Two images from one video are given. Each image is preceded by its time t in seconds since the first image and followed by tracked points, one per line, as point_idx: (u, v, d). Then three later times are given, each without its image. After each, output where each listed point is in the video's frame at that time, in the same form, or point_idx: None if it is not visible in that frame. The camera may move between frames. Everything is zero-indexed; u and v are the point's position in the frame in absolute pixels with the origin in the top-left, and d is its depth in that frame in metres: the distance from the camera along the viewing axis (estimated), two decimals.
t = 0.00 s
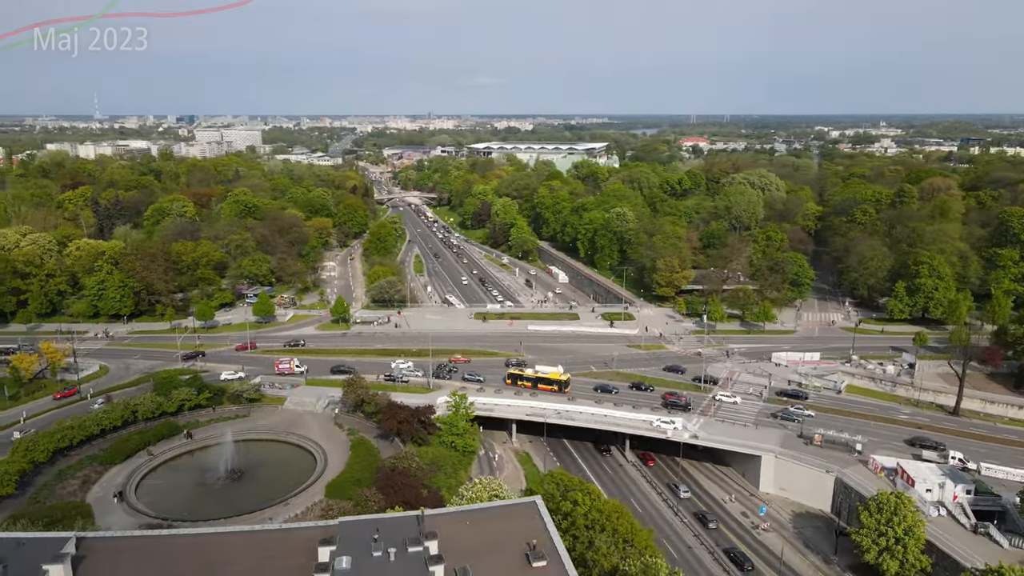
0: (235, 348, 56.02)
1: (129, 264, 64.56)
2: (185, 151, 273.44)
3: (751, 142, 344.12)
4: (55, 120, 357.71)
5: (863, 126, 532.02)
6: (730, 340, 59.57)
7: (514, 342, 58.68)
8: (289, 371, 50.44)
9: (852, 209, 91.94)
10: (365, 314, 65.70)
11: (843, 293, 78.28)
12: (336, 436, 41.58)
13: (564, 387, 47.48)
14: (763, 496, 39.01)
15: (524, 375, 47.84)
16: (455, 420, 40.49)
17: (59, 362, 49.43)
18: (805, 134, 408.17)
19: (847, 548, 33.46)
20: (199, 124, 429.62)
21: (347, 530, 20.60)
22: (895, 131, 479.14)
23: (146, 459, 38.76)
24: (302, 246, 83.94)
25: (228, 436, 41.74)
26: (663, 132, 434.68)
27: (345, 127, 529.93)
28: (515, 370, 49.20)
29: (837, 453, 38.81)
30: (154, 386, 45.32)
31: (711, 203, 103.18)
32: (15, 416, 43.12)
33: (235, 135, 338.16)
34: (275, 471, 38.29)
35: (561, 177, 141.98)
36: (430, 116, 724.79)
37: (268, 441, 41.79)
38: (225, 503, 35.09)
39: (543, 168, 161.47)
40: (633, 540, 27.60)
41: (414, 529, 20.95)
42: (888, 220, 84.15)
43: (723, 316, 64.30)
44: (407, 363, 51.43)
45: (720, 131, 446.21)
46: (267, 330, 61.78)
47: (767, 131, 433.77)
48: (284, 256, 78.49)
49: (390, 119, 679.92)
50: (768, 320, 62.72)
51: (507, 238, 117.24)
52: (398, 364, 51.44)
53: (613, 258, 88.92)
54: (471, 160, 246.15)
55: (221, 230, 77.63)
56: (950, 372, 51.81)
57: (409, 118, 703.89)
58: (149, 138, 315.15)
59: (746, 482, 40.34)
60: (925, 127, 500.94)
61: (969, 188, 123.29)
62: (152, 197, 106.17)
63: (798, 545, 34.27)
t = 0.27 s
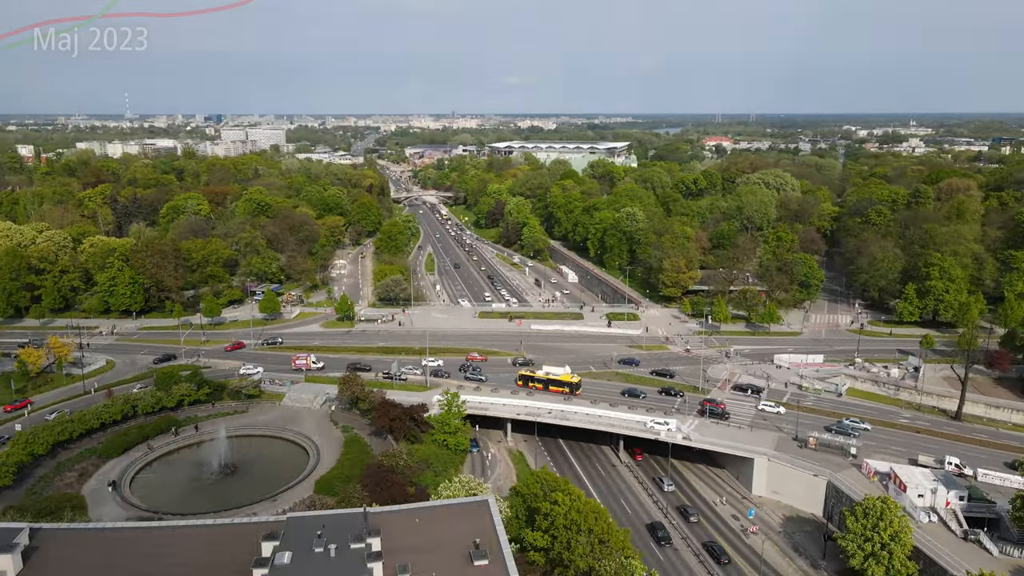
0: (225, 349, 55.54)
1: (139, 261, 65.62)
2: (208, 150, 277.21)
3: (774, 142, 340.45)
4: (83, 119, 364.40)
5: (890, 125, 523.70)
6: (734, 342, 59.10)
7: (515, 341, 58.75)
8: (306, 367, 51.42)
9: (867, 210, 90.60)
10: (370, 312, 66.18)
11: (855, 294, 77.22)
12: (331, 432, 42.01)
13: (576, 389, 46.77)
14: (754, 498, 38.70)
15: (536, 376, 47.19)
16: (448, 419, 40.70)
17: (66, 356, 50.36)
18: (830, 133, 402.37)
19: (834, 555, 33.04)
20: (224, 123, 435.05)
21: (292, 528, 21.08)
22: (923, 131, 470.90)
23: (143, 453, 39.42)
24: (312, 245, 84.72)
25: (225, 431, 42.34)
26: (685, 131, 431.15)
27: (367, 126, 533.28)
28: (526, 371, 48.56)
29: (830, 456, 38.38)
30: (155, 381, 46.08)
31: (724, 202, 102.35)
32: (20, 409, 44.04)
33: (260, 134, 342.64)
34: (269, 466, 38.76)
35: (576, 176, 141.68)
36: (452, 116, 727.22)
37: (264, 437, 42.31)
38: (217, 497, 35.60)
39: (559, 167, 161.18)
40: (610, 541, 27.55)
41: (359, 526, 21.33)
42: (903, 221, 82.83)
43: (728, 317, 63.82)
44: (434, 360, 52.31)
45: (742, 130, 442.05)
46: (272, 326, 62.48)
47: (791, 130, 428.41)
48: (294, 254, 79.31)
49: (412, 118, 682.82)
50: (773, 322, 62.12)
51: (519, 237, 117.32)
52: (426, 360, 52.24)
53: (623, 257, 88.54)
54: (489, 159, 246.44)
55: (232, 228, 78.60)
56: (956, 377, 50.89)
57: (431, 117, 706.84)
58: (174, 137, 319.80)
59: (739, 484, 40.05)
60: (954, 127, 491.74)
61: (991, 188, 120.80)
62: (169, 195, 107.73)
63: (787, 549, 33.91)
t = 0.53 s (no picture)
0: (224, 349, 55.31)
1: (149, 258, 66.51)
2: (229, 149, 280.26)
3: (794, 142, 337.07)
4: (108, 118, 370.13)
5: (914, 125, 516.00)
6: (738, 343, 58.63)
7: (516, 341, 58.78)
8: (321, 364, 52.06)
9: (881, 210, 89.39)
10: (375, 311, 66.54)
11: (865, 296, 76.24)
12: (326, 430, 42.29)
13: (593, 393, 46.25)
14: (748, 501, 38.37)
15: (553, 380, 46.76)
16: (442, 417, 40.83)
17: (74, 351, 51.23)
18: (853, 133, 397.38)
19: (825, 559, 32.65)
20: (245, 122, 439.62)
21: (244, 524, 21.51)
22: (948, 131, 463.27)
23: (142, 448, 39.97)
24: (322, 243, 85.37)
25: (224, 427, 42.79)
26: (705, 130, 428.05)
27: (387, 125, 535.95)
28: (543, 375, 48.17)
29: (826, 460, 37.92)
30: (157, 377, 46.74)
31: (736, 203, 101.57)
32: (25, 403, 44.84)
33: (282, 133, 346.08)
34: (264, 463, 39.09)
35: (589, 176, 141.37)
36: (473, 115, 729.32)
37: (262, 433, 42.69)
38: (210, 493, 35.96)
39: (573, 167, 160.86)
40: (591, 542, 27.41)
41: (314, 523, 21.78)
42: (916, 222, 81.65)
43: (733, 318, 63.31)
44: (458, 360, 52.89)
45: (763, 130, 438.09)
46: (277, 324, 63.06)
47: (813, 130, 423.65)
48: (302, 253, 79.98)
49: (433, 117, 684.96)
50: (778, 323, 61.53)
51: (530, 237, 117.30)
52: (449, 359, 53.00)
53: (632, 258, 88.18)
54: (506, 159, 246.59)
55: (242, 226, 79.39)
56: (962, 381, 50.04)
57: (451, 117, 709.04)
58: (196, 137, 323.92)
59: (733, 487, 39.73)
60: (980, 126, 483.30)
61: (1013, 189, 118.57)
62: (184, 193, 109.11)
63: (778, 553, 33.54)
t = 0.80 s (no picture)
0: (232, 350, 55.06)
1: (157, 256, 67.30)
2: (246, 148, 282.54)
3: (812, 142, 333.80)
4: (128, 117, 374.59)
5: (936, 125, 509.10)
6: (740, 344, 58.25)
7: (518, 341, 58.81)
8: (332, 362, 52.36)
9: (893, 211, 88.28)
10: (379, 310, 66.87)
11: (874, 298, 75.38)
12: (323, 427, 42.61)
13: (613, 398, 45.49)
14: (741, 504, 38.17)
15: (572, 385, 46.00)
16: (436, 416, 40.97)
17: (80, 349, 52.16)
18: (872, 133, 392.92)
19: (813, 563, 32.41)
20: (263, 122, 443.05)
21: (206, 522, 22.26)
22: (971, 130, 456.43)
23: (141, 444, 40.46)
24: (329, 242, 85.91)
25: (223, 424, 43.22)
26: (722, 130, 425.22)
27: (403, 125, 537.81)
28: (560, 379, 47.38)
29: (820, 463, 37.58)
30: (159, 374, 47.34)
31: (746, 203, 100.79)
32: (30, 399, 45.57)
33: (299, 133, 348.55)
34: (260, 460, 39.41)
35: (601, 176, 140.95)
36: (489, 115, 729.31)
37: (260, 431, 43.07)
38: (205, 489, 36.34)
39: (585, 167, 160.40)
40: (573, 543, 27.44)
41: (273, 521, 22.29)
42: (928, 223, 80.59)
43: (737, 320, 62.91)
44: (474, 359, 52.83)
45: (782, 129, 434.27)
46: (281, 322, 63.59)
47: (832, 129, 419.59)
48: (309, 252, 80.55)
49: (450, 117, 686.56)
50: (782, 325, 61.06)
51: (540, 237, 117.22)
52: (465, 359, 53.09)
53: (640, 258, 87.81)
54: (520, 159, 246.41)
55: (250, 225, 80.09)
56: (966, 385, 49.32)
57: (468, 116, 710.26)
58: (215, 136, 327.13)
59: (727, 489, 39.51)
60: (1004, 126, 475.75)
61: None
62: (197, 192, 110.29)
63: (769, 557, 33.28)
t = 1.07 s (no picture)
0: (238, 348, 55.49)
1: (163, 255, 67.92)
2: (259, 147, 284.28)
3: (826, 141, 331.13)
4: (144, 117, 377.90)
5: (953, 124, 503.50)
6: (742, 346, 57.94)
7: (518, 340, 58.81)
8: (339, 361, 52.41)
9: (902, 212, 87.43)
10: (382, 308, 67.11)
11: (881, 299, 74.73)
12: (320, 425, 42.86)
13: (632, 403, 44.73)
14: (736, 505, 38.00)
15: (590, 388, 45.35)
16: (432, 416, 41.09)
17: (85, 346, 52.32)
18: (888, 134, 389.38)
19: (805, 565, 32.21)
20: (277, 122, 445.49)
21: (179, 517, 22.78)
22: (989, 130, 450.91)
23: (141, 440, 40.90)
24: (335, 242, 86.32)
25: (222, 422, 43.61)
26: (736, 129, 422.91)
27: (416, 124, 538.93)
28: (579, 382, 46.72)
29: (816, 466, 37.32)
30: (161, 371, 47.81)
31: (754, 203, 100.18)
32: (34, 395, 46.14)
33: (313, 133, 350.30)
34: (257, 457, 39.73)
35: (610, 176, 140.60)
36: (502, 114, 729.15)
37: (259, 429, 43.42)
38: (202, 485, 36.68)
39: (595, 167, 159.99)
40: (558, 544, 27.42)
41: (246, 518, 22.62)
42: (937, 224, 79.73)
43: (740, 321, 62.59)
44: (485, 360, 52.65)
45: (796, 129, 431.03)
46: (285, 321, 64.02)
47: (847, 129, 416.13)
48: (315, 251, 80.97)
49: (463, 117, 687.35)
50: (785, 326, 60.70)
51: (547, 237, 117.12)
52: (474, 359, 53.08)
53: (646, 258, 87.49)
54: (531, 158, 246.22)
55: (257, 224, 80.66)
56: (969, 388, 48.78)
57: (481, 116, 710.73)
58: (229, 136, 329.56)
59: (722, 491, 39.34)
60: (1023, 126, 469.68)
61: None
62: (207, 192, 111.18)
63: (761, 559, 33.11)
